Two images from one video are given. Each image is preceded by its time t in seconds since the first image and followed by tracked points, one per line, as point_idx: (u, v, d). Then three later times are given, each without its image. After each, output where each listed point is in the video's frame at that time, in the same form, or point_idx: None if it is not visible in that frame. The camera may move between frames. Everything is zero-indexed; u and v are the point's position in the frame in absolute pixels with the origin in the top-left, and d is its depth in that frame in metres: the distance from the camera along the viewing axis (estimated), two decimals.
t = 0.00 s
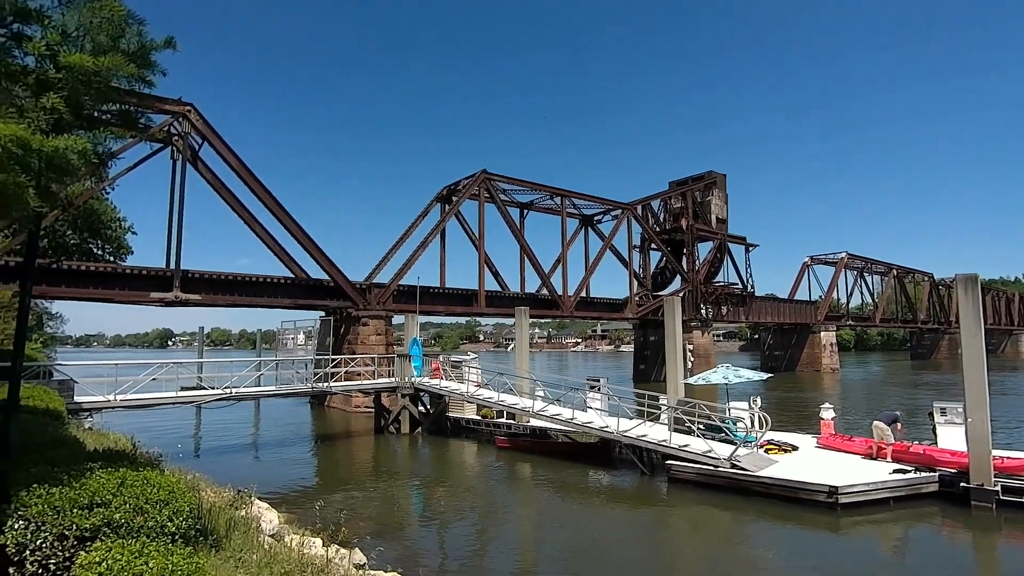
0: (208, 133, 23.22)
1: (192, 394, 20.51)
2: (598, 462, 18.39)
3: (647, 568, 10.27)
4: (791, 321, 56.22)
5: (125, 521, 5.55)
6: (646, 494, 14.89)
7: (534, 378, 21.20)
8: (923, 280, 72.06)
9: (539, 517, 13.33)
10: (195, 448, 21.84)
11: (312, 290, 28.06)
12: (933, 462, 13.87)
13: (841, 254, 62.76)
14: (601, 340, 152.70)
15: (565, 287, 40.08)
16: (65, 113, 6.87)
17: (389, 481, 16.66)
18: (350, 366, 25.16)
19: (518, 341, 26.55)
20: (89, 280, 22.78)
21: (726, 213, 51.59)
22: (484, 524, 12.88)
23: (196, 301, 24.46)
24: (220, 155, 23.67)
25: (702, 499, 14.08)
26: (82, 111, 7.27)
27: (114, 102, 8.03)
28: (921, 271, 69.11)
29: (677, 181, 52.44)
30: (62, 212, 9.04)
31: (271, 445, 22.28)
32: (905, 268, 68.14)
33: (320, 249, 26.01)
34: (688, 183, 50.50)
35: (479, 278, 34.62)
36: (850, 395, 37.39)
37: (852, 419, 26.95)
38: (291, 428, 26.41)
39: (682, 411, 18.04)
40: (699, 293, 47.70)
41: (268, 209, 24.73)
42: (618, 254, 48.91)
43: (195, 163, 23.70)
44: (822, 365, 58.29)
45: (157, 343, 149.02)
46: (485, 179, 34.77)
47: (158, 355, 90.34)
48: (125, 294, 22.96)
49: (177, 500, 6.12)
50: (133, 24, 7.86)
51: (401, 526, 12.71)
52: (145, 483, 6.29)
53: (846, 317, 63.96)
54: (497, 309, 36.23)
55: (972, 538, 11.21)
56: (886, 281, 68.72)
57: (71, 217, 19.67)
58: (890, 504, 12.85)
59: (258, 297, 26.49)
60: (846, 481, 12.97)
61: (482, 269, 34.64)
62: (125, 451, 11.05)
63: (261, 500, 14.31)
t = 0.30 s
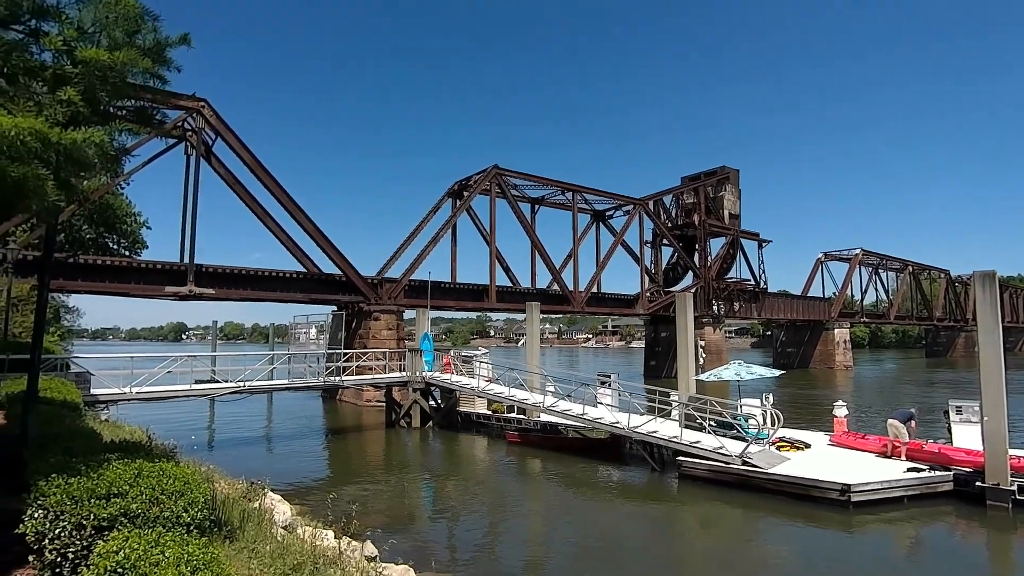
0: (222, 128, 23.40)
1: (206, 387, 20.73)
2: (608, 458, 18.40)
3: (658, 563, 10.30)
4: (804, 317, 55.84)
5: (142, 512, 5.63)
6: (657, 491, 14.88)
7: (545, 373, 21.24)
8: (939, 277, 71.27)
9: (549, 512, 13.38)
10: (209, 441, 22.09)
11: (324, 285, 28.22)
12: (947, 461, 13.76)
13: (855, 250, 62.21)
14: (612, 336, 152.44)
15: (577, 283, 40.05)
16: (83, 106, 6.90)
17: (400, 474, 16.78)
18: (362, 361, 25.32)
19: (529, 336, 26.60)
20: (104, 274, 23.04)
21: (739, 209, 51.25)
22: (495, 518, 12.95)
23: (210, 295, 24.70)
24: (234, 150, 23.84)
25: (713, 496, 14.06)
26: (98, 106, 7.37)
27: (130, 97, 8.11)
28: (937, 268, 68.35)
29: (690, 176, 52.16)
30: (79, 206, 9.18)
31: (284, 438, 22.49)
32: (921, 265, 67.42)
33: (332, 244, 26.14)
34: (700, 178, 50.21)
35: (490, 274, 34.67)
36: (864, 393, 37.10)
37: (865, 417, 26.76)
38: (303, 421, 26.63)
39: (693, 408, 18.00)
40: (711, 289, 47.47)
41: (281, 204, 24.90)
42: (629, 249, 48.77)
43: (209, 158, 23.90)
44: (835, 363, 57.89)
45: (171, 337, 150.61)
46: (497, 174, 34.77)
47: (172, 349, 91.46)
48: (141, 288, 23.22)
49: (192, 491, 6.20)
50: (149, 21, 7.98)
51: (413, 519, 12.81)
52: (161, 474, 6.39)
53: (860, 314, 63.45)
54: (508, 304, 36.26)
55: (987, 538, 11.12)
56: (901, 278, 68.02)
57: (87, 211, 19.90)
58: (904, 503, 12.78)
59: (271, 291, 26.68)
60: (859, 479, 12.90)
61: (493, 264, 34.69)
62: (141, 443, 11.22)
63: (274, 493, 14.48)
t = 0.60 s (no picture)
0: (236, 124, 23.57)
1: (221, 380, 20.93)
2: (619, 454, 18.38)
3: (669, 560, 10.30)
4: (819, 314, 55.41)
5: (159, 502, 5.70)
6: (668, 488, 14.87)
7: (557, 369, 21.25)
8: (957, 274, 70.37)
9: (560, 507, 13.41)
10: (223, 433, 22.33)
11: (337, 280, 28.39)
12: (964, 460, 13.63)
13: (871, 247, 61.56)
14: (624, 332, 152.08)
15: (588, 278, 39.98)
16: (99, 101, 6.97)
17: (412, 468, 16.90)
18: (374, 355, 25.48)
19: (540, 332, 26.61)
20: (121, 268, 23.32)
21: (753, 204, 50.87)
22: (505, 513, 12.99)
23: (224, 290, 24.94)
24: (248, 146, 24.00)
25: (725, 493, 14.01)
26: (115, 101, 7.44)
27: (146, 93, 8.18)
28: (954, 265, 67.52)
29: (703, 172, 51.85)
30: (97, 201, 9.31)
31: (297, 431, 22.69)
32: (938, 262, 66.59)
33: (345, 239, 26.28)
34: (714, 173, 49.90)
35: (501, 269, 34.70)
36: (879, 391, 36.76)
37: (880, 415, 26.55)
38: (316, 415, 26.85)
39: (705, 405, 17.95)
40: (724, 285, 47.21)
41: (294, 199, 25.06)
42: (641, 245, 48.59)
43: (223, 154, 24.09)
44: (850, 361, 57.38)
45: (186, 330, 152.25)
46: (509, 170, 34.74)
47: (187, 343, 92.50)
48: (157, 282, 23.49)
49: (208, 482, 6.29)
50: (166, 18, 8.07)
51: (424, 513, 12.90)
52: (177, 466, 6.48)
53: (876, 312, 62.84)
54: (520, 300, 36.27)
55: (1004, 540, 10.99)
56: (918, 275, 67.24)
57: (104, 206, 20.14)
58: (919, 502, 12.67)
59: (284, 285, 26.88)
60: (873, 477, 12.81)
61: (505, 260, 34.70)
62: (158, 434, 11.40)
63: (288, 485, 14.64)
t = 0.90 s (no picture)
0: (251, 120, 23.74)
1: (236, 374, 21.15)
2: (631, 450, 18.37)
3: (681, 557, 10.31)
4: (834, 312, 54.95)
5: (175, 494, 5.79)
6: (680, 484, 14.84)
7: (568, 365, 21.25)
8: (976, 271, 69.40)
9: (571, 503, 13.45)
10: (238, 426, 22.58)
11: (350, 275, 28.55)
12: (982, 460, 13.48)
13: (888, 244, 60.86)
14: (636, 328, 151.80)
15: (601, 274, 39.91)
16: (117, 98, 7.05)
17: (424, 462, 17.01)
18: (387, 350, 25.63)
19: (553, 328, 26.60)
20: (138, 263, 23.61)
21: (768, 200, 50.45)
22: (516, 508, 13.04)
23: (239, 284, 25.18)
24: (262, 142, 24.18)
25: (737, 491, 13.97)
26: (133, 98, 7.53)
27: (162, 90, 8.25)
28: (973, 262, 66.62)
29: (718, 167, 51.49)
30: (115, 196, 9.45)
31: (311, 425, 22.90)
32: (957, 259, 65.71)
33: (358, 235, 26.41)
34: (728, 169, 49.55)
35: (513, 265, 34.71)
36: (896, 389, 36.40)
37: (896, 414, 26.31)
38: (330, 409, 27.06)
39: (718, 402, 17.87)
40: (738, 282, 46.92)
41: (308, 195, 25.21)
42: (655, 241, 48.42)
43: (238, 150, 24.29)
44: (865, 358, 56.79)
45: (202, 324, 154.03)
46: (521, 166, 34.71)
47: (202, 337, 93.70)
48: (173, 277, 23.76)
49: (224, 474, 6.39)
50: (183, 16, 8.14)
51: (436, 507, 12.99)
52: (194, 458, 6.59)
53: (892, 309, 62.19)
54: (532, 296, 36.28)
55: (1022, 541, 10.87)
56: (936, 272, 66.37)
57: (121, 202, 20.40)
58: (935, 502, 12.55)
59: (298, 281, 27.08)
60: (889, 476, 12.71)
61: (517, 256, 34.71)
62: (175, 427, 11.58)
63: (302, 478, 14.80)
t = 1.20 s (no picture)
0: (265, 116, 23.89)
1: (251, 368, 21.36)
2: (643, 446, 18.36)
3: (692, 554, 10.31)
4: (850, 309, 54.48)
5: (193, 486, 5.88)
6: (693, 481, 14.81)
7: (581, 361, 21.26)
8: (996, 268, 68.37)
9: (583, 498, 13.49)
10: (253, 420, 22.81)
11: (364, 271, 28.71)
12: (1001, 459, 13.33)
13: (906, 240, 60.11)
14: (649, 324, 151.35)
15: (613, 270, 39.81)
16: (133, 96, 7.14)
17: (437, 457, 17.09)
18: (400, 345, 25.76)
19: (565, 323, 26.58)
20: (155, 259, 23.89)
21: (783, 196, 50.00)
22: (528, 503, 13.07)
23: (254, 280, 25.41)
24: (277, 139, 24.37)
25: (751, 488, 13.92)
26: (149, 95, 7.62)
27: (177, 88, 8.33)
28: (993, 258, 65.63)
29: (732, 163, 51.13)
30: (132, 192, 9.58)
31: (324, 419, 23.08)
32: (976, 256, 64.77)
33: (371, 230, 26.52)
34: (743, 164, 49.19)
35: (526, 261, 34.72)
36: (912, 387, 36.02)
37: (913, 412, 26.06)
38: (343, 403, 27.26)
39: (732, 398, 17.79)
40: (753, 278, 46.58)
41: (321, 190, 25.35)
42: (668, 237, 48.22)
43: (252, 146, 24.48)
44: (882, 356, 56.17)
45: (217, 319, 155.62)
46: (534, 161, 34.67)
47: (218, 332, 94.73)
48: (189, 272, 24.03)
49: (240, 467, 6.47)
50: (199, 15, 8.21)
51: (448, 501, 13.07)
52: (211, 450, 6.69)
53: (909, 306, 61.49)
54: (544, 292, 36.26)
55: None
56: (954, 269, 65.46)
57: (138, 198, 20.66)
58: (952, 501, 12.44)
59: (312, 276, 27.26)
60: (905, 475, 12.61)
61: (530, 252, 34.70)
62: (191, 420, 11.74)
63: (316, 471, 14.95)
